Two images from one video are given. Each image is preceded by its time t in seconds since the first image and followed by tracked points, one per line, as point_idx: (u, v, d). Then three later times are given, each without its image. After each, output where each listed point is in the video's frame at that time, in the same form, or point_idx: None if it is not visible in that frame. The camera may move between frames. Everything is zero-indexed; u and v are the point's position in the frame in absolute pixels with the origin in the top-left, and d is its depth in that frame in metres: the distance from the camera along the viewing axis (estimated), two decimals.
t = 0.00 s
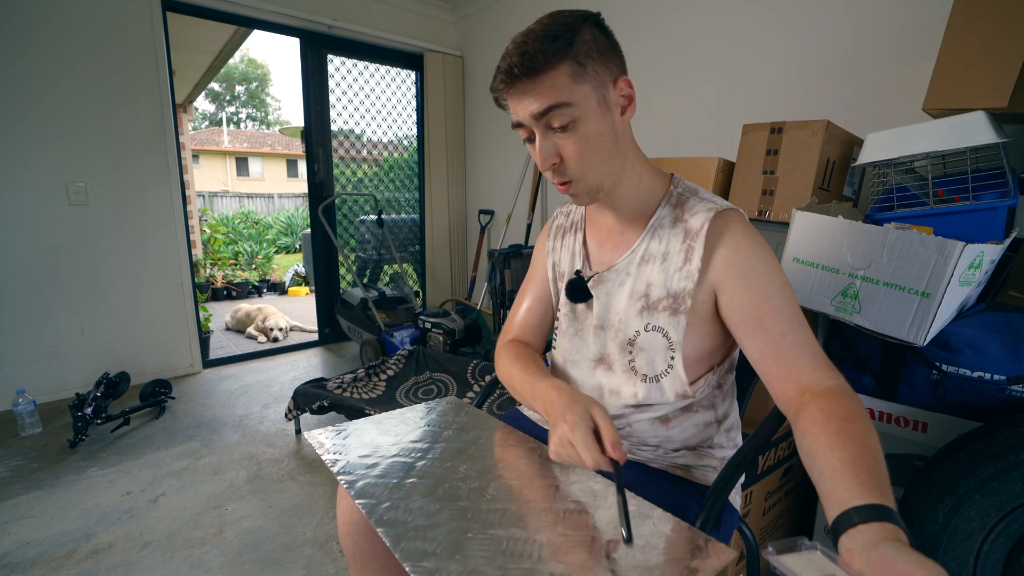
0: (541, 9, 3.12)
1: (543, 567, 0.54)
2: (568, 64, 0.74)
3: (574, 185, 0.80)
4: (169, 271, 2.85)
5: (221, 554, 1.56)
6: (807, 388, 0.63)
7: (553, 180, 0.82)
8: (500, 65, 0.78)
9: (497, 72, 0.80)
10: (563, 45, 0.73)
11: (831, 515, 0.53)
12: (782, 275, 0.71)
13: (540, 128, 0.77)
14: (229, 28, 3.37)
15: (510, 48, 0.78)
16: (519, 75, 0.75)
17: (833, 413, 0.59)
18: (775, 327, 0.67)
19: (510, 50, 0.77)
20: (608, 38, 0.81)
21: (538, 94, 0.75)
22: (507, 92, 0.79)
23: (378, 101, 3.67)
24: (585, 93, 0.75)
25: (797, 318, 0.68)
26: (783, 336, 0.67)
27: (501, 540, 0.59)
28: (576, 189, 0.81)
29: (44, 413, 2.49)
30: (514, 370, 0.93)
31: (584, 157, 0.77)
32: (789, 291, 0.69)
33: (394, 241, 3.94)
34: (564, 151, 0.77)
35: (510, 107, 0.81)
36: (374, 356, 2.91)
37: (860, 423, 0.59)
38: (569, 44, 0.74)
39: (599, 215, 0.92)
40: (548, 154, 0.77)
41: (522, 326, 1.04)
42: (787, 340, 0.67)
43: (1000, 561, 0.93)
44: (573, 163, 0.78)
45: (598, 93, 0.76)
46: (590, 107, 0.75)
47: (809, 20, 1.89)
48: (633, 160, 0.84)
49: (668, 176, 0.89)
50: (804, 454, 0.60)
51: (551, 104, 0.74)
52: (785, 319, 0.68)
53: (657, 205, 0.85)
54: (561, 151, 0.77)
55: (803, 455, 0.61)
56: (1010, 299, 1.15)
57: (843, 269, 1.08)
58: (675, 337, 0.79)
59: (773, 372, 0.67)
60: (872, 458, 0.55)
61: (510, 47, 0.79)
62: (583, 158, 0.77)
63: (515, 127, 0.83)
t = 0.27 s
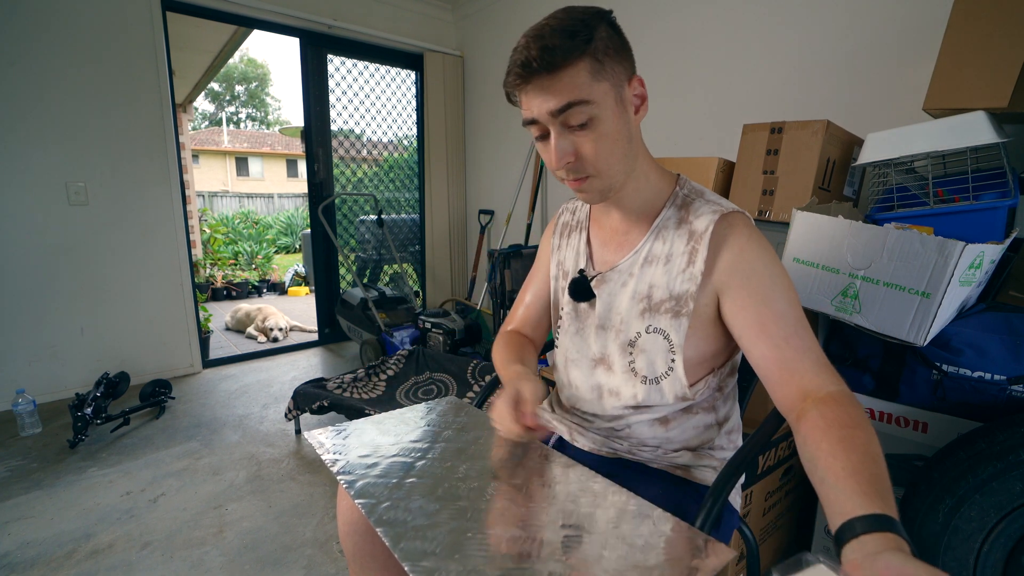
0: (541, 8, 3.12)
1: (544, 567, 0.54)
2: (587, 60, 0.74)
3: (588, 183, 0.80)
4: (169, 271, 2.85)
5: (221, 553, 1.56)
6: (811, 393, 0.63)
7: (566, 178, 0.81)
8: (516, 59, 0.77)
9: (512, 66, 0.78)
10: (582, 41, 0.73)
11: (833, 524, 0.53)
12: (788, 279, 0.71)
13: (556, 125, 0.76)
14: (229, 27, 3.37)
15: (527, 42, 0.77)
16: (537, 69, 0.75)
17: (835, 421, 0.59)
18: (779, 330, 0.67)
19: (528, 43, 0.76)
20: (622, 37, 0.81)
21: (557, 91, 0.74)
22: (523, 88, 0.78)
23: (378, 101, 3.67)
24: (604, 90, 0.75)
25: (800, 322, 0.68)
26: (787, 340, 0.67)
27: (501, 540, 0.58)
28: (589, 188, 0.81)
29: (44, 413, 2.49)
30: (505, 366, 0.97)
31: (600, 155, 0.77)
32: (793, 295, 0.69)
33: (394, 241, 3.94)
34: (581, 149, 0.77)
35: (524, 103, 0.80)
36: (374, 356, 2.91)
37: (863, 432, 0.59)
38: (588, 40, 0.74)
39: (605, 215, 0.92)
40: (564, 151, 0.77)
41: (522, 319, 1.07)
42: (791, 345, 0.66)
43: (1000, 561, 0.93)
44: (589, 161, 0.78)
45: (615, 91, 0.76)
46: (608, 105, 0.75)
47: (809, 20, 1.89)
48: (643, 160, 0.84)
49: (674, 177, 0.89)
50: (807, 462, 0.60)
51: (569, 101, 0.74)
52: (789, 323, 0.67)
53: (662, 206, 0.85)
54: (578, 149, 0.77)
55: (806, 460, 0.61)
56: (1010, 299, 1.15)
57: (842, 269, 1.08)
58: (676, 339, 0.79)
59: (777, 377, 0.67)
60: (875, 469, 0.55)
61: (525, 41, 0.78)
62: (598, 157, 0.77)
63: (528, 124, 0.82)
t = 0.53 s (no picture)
0: (541, 9, 3.12)
1: (543, 565, 0.54)
2: (644, 67, 0.69)
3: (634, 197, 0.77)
4: (170, 271, 2.85)
5: (221, 553, 1.56)
6: (823, 402, 0.63)
7: (612, 192, 0.76)
8: (570, 63, 0.67)
9: (560, 69, 0.68)
10: (640, 46, 0.68)
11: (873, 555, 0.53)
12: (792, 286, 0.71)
13: (616, 138, 0.71)
14: (229, 27, 3.37)
15: (576, 43, 0.67)
16: (600, 77, 0.66)
17: (857, 438, 0.59)
18: (784, 340, 0.67)
19: (582, 45, 0.67)
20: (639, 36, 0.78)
21: (621, 103, 0.68)
22: (578, 96, 0.68)
23: (378, 101, 3.67)
24: (656, 99, 0.72)
25: (805, 331, 0.68)
26: (793, 349, 0.66)
27: (500, 538, 0.59)
28: (634, 200, 0.78)
29: (44, 413, 2.49)
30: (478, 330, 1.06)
31: (649, 167, 0.75)
32: (796, 302, 0.69)
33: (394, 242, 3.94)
34: (638, 161, 0.73)
35: (572, 113, 0.70)
36: (374, 356, 2.91)
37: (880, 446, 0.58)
38: (641, 45, 0.69)
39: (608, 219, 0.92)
40: (623, 166, 0.72)
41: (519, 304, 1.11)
42: (799, 355, 0.66)
43: (1000, 561, 0.94)
44: (643, 173, 0.75)
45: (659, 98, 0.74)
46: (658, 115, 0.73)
47: (808, 20, 1.89)
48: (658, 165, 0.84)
49: (677, 182, 0.89)
50: (830, 479, 0.60)
51: (636, 113, 0.69)
52: (796, 333, 0.67)
53: (664, 213, 0.85)
54: (636, 162, 0.73)
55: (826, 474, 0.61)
56: (1010, 298, 1.16)
57: (842, 268, 1.08)
58: (674, 348, 0.79)
59: (788, 385, 0.67)
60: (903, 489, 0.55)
61: (569, 42, 0.68)
62: (649, 168, 0.75)
63: (569, 135, 0.73)
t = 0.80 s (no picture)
0: (541, 8, 3.12)
1: (544, 567, 0.54)
2: (665, 69, 0.69)
3: (635, 203, 0.77)
4: (170, 271, 2.85)
5: (222, 553, 1.56)
6: (824, 407, 0.64)
7: (613, 194, 0.76)
8: (593, 50, 0.66)
9: (580, 60, 0.67)
10: (664, 48, 0.68)
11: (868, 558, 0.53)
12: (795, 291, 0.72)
13: (626, 137, 0.71)
14: (229, 27, 3.37)
15: (602, 35, 0.67)
16: (619, 73, 0.66)
17: (855, 437, 0.60)
18: (786, 344, 0.68)
19: (605, 39, 0.66)
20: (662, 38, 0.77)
21: (636, 102, 0.68)
22: (595, 88, 0.68)
23: (378, 101, 3.67)
24: (671, 104, 0.73)
25: (807, 335, 0.68)
26: (796, 354, 0.67)
27: (502, 540, 0.59)
28: (638, 204, 0.78)
29: (45, 413, 2.50)
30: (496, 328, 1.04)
31: (655, 174, 0.76)
32: (798, 307, 0.70)
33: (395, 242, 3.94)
34: (645, 164, 0.74)
35: (586, 105, 0.70)
36: (374, 356, 2.91)
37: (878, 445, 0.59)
38: (665, 47, 0.69)
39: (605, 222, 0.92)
40: (630, 167, 0.73)
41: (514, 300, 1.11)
42: (798, 356, 0.67)
43: (999, 561, 0.94)
44: (649, 176, 0.75)
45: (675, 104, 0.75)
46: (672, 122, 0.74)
47: (808, 20, 1.89)
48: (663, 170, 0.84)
49: (678, 185, 0.89)
50: (828, 482, 0.61)
51: (649, 114, 0.69)
52: (798, 338, 0.68)
53: (667, 218, 0.85)
54: (643, 164, 0.73)
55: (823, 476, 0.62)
56: (1009, 298, 1.16)
57: (842, 269, 1.08)
58: (679, 356, 0.79)
59: (787, 388, 0.67)
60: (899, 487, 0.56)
61: (594, 32, 0.67)
62: (657, 172, 0.76)
63: (580, 130, 0.72)
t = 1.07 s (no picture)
0: (541, 9, 3.12)
1: (545, 567, 0.54)
2: (641, 66, 0.72)
3: (613, 194, 0.79)
4: (169, 271, 2.85)
5: (222, 553, 1.56)
6: (818, 400, 0.64)
7: (590, 185, 0.79)
8: (563, 45, 0.71)
9: (555, 53, 0.72)
10: (641, 44, 0.70)
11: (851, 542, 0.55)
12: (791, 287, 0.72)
13: (597, 130, 0.74)
14: (229, 27, 3.37)
15: (577, 30, 0.71)
16: (589, 66, 0.70)
17: (847, 432, 0.60)
18: (781, 341, 0.68)
19: (579, 33, 0.70)
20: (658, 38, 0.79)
21: (607, 95, 0.71)
22: (567, 80, 0.72)
23: (378, 101, 3.67)
24: (649, 101, 0.74)
25: (805, 333, 0.68)
26: (792, 350, 0.67)
27: (502, 541, 0.59)
28: (614, 198, 0.80)
29: (45, 413, 2.50)
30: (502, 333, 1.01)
31: (633, 167, 0.77)
32: (795, 304, 0.70)
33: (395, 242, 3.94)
34: (618, 157, 0.76)
35: (560, 97, 0.74)
36: (374, 356, 2.91)
37: (871, 442, 0.60)
38: (644, 43, 0.71)
39: (603, 222, 0.92)
40: (601, 159, 0.75)
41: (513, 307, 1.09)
42: (794, 352, 0.67)
43: (999, 561, 0.94)
44: (623, 171, 0.77)
45: (656, 102, 0.76)
46: (650, 117, 0.75)
47: (808, 20, 1.90)
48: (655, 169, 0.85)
49: (673, 184, 0.89)
50: (817, 471, 0.62)
51: (620, 108, 0.72)
52: (793, 334, 0.68)
53: (663, 216, 0.85)
54: (615, 157, 0.76)
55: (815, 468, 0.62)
56: (1009, 298, 1.16)
57: (842, 269, 1.08)
58: (678, 353, 0.79)
59: (782, 384, 0.67)
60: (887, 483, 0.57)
61: (567, 29, 0.72)
62: (633, 167, 0.77)
63: (556, 120, 0.76)
